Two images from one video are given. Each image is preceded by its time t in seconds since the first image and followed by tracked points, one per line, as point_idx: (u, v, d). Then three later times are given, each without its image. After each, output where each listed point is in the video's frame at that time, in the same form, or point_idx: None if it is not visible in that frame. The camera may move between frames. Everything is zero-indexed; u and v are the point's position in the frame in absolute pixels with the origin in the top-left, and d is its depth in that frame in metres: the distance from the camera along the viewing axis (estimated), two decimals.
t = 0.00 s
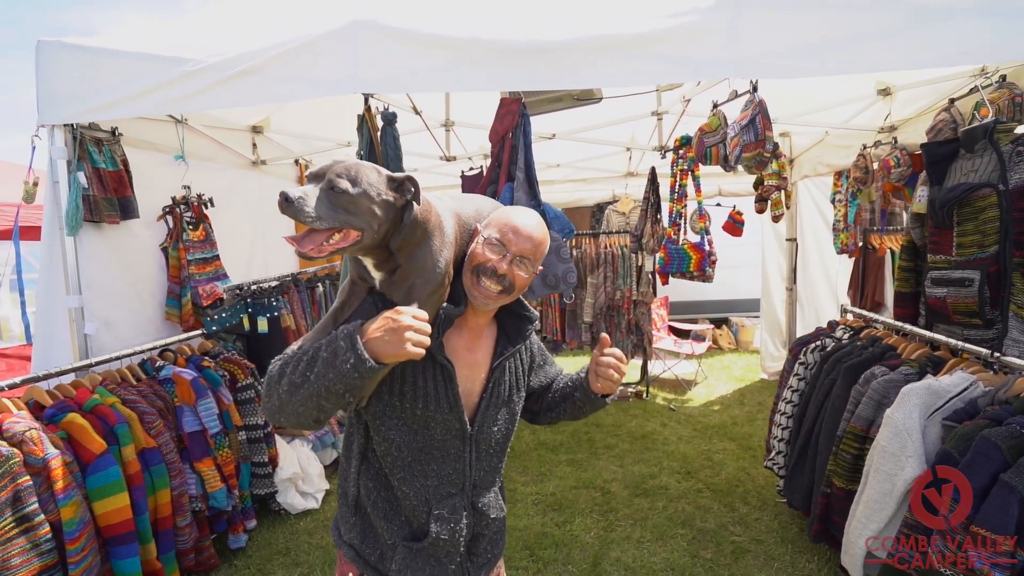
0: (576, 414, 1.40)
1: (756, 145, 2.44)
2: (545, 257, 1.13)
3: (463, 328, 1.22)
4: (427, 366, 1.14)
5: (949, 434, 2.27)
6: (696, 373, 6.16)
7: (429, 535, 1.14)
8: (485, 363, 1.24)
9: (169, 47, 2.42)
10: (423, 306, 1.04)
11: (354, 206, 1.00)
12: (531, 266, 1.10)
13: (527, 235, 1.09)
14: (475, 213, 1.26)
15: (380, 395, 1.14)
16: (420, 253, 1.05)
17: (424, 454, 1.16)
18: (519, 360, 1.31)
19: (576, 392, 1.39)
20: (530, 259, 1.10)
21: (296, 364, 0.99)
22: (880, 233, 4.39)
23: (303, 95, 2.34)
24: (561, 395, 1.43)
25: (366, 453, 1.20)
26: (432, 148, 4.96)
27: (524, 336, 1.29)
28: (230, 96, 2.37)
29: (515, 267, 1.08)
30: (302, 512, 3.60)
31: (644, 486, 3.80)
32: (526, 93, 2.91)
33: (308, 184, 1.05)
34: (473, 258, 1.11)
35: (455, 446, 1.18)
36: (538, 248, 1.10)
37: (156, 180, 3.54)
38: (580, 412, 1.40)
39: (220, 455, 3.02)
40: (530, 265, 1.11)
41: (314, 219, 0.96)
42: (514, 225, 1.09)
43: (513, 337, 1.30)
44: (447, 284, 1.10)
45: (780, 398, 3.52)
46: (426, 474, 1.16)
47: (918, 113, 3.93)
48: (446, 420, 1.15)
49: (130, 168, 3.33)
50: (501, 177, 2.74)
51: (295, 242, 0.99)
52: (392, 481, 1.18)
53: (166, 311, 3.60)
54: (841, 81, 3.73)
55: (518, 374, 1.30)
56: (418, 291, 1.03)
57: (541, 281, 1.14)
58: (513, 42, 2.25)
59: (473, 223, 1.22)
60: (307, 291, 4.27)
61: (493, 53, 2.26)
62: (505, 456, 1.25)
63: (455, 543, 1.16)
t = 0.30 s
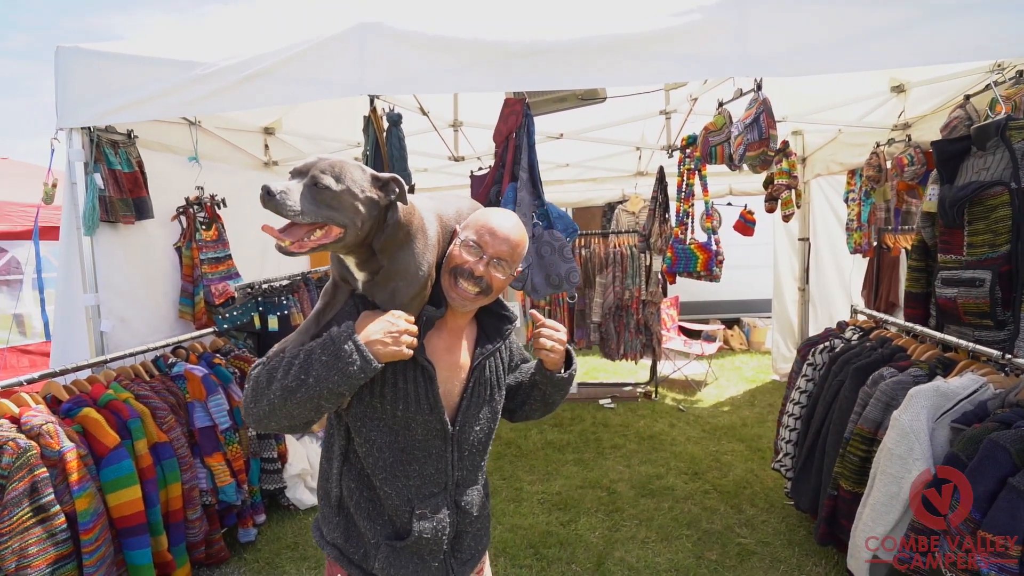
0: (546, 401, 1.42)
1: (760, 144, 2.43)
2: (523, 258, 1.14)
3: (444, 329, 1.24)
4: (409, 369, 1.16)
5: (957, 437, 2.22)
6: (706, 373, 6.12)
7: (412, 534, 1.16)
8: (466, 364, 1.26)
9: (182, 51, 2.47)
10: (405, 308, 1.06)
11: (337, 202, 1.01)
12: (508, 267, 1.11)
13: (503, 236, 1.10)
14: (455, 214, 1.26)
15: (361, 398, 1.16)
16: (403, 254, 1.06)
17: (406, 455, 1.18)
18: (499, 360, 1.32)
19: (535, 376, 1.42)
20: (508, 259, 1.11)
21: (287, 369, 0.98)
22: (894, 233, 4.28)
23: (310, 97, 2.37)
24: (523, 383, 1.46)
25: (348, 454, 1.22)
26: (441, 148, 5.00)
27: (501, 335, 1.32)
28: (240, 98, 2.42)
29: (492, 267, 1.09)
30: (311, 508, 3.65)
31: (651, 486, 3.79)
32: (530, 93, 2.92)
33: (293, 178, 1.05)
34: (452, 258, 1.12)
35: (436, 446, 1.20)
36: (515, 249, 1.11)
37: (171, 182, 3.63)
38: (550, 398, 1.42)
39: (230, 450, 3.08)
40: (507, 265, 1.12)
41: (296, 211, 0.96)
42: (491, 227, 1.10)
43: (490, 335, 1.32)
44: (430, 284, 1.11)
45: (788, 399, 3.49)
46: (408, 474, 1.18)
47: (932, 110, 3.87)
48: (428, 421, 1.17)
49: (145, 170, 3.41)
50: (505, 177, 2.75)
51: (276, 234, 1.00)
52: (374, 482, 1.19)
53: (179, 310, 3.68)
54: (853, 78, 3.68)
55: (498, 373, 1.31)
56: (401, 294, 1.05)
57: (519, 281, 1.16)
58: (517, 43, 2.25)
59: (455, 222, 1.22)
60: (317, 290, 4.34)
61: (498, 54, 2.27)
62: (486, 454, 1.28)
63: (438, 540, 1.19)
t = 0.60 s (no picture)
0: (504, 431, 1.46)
1: (768, 143, 2.40)
2: (508, 267, 1.14)
3: (433, 334, 1.25)
4: (398, 376, 1.17)
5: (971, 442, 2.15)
6: (718, 375, 6.06)
7: (402, 538, 1.18)
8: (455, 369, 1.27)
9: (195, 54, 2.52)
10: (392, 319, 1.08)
11: (316, 241, 0.99)
12: (491, 277, 1.12)
13: (487, 246, 1.10)
14: (441, 221, 1.26)
15: (350, 405, 1.17)
16: (387, 272, 1.06)
17: (395, 460, 1.19)
18: (486, 365, 1.35)
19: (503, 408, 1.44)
20: (492, 269, 1.11)
21: (278, 375, 0.99)
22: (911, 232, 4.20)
23: (318, 98, 2.40)
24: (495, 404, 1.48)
25: (337, 460, 1.24)
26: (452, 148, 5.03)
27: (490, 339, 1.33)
28: (251, 99, 2.46)
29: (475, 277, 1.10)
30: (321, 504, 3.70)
31: (659, 487, 3.77)
32: (537, 93, 2.92)
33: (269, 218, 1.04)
34: (438, 266, 1.13)
35: (425, 451, 1.21)
36: (500, 258, 1.11)
37: (186, 182, 3.71)
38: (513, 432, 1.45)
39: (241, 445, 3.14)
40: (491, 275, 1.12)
41: (276, 257, 0.96)
42: (475, 235, 1.10)
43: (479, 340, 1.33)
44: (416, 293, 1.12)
45: (800, 402, 3.44)
46: (398, 479, 1.19)
47: (951, 106, 3.79)
48: (417, 427, 1.18)
49: (161, 170, 3.48)
50: (511, 176, 2.75)
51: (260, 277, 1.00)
52: (364, 487, 1.21)
53: (194, 308, 3.75)
54: (869, 75, 3.61)
55: (485, 377, 1.33)
56: (388, 308, 1.06)
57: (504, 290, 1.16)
58: (522, 44, 2.24)
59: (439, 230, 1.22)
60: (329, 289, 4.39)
61: (504, 54, 2.26)
62: (473, 458, 1.30)
63: (428, 544, 1.20)
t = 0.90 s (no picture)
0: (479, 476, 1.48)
1: (779, 141, 2.37)
2: (497, 262, 1.15)
3: (426, 328, 1.25)
4: (392, 371, 1.17)
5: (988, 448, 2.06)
6: (731, 376, 5.99)
7: (396, 532, 1.20)
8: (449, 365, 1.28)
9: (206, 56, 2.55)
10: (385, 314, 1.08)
11: (301, 253, 0.98)
12: (480, 272, 1.13)
13: (476, 241, 1.11)
14: (433, 216, 1.25)
15: (343, 399, 1.17)
16: (378, 272, 1.05)
17: (389, 455, 1.20)
18: (479, 359, 1.36)
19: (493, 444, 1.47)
20: (481, 264, 1.12)
21: (271, 368, 1.00)
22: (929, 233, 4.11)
23: (326, 99, 2.41)
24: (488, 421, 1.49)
25: (331, 455, 1.25)
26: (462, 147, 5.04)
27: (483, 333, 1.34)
28: (261, 100, 2.48)
29: (464, 271, 1.11)
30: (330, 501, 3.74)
31: (668, 489, 3.73)
32: (545, 92, 2.91)
33: (253, 229, 1.02)
34: (427, 261, 1.13)
35: (419, 445, 1.22)
36: (488, 253, 1.12)
37: (200, 182, 3.76)
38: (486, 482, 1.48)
39: (251, 442, 3.18)
40: (480, 270, 1.13)
41: (263, 273, 0.96)
42: (464, 230, 1.11)
43: (472, 335, 1.34)
44: (408, 289, 1.12)
45: (812, 404, 3.39)
46: (392, 473, 1.20)
47: (973, 103, 3.69)
48: (410, 421, 1.20)
49: (176, 171, 3.53)
50: (518, 175, 2.75)
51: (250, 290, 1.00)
52: (358, 482, 1.21)
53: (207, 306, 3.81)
54: (886, 71, 3.54)
55: (478, 371, 1.35)
56: (379, 305, 1.06)
57: (492, 285, 1.17)
58: (530, 42, 2.23)
59: (431, 223, 1.22)
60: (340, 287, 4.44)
61: (511, 53, 2.25)
62: (466, 452, 1.31)
63: (422, 536, 1.22)
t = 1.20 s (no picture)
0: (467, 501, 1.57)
1: (789, 138, 2.32)
2: (494, 268, 1.14)
3: (422, 333, 1.24)
4: (386, 376, 1.16)
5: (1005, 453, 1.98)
6: (740, 377, 5.93)
7: (392, 537, 1.18)
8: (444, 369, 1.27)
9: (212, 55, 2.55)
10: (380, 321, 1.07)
11: (281, 256, 0.98)
12: (477, 278, 1.11)
13: (473, 247, 1.09)
14: (429, 221, 1.24)
15: (337, 404, 1.16)
16: (366, 276, 1.04)
17: (384, 459, 1.19)
18: (475, 363, 1.34)
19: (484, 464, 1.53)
20: (478, 271, 1.11)
21: (262, 373, 0.99)
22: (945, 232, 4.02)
23: (331, 98, 2.41)
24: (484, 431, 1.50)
25: (327, 460, 1.24)
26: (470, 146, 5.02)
27: (479, 337, 1.32)
28: (266, 100, 2.48)
29: (460, 278, 1.10)
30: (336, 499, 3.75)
31: (675, 491, 3.69)
32: (551, 90, 2.88)
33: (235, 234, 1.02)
34: (423, 267, 1.12)
35: (415, 450, 1.21)
36: (484, 259, 1.11)
37: (208, 181, 3.78)
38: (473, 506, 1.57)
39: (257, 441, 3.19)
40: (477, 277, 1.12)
41: (242, 276, 0.95)
42: (460, 235, 1.10)
43: (468, 339, 1.33)
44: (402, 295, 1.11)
45: (822, 406, 3.33)
46: (387, 478, 1.19)
47: (991, 99, 3.61)
48: (404, 426, 1.18)
49: (184, 170, 3.55)
50: (523, 175, 2.73)
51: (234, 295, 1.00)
52: (353, 486, 1.20)
53: (215, 304, 3.84)
54: (900, 66, 3.46)
55: (474, 375, 1.35)
56: (372, 311, 1.05)
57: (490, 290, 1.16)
58: (536, 40, 2.20)
59: (426, 229, 1.21)
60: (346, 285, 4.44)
61: (516, 51, 2.22)
62: (461, 456, 1.30)
63: (418, 540, 1.21)
